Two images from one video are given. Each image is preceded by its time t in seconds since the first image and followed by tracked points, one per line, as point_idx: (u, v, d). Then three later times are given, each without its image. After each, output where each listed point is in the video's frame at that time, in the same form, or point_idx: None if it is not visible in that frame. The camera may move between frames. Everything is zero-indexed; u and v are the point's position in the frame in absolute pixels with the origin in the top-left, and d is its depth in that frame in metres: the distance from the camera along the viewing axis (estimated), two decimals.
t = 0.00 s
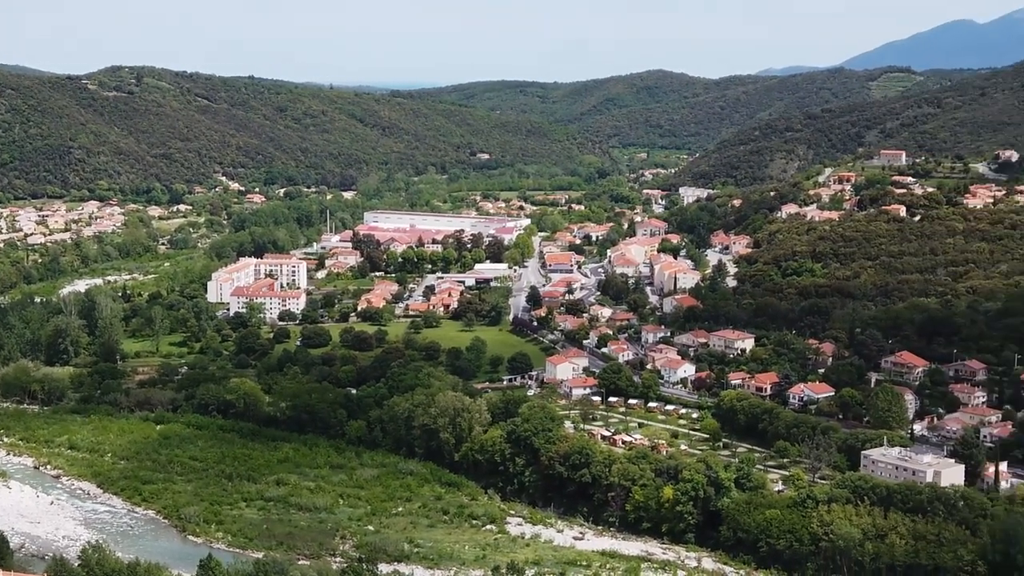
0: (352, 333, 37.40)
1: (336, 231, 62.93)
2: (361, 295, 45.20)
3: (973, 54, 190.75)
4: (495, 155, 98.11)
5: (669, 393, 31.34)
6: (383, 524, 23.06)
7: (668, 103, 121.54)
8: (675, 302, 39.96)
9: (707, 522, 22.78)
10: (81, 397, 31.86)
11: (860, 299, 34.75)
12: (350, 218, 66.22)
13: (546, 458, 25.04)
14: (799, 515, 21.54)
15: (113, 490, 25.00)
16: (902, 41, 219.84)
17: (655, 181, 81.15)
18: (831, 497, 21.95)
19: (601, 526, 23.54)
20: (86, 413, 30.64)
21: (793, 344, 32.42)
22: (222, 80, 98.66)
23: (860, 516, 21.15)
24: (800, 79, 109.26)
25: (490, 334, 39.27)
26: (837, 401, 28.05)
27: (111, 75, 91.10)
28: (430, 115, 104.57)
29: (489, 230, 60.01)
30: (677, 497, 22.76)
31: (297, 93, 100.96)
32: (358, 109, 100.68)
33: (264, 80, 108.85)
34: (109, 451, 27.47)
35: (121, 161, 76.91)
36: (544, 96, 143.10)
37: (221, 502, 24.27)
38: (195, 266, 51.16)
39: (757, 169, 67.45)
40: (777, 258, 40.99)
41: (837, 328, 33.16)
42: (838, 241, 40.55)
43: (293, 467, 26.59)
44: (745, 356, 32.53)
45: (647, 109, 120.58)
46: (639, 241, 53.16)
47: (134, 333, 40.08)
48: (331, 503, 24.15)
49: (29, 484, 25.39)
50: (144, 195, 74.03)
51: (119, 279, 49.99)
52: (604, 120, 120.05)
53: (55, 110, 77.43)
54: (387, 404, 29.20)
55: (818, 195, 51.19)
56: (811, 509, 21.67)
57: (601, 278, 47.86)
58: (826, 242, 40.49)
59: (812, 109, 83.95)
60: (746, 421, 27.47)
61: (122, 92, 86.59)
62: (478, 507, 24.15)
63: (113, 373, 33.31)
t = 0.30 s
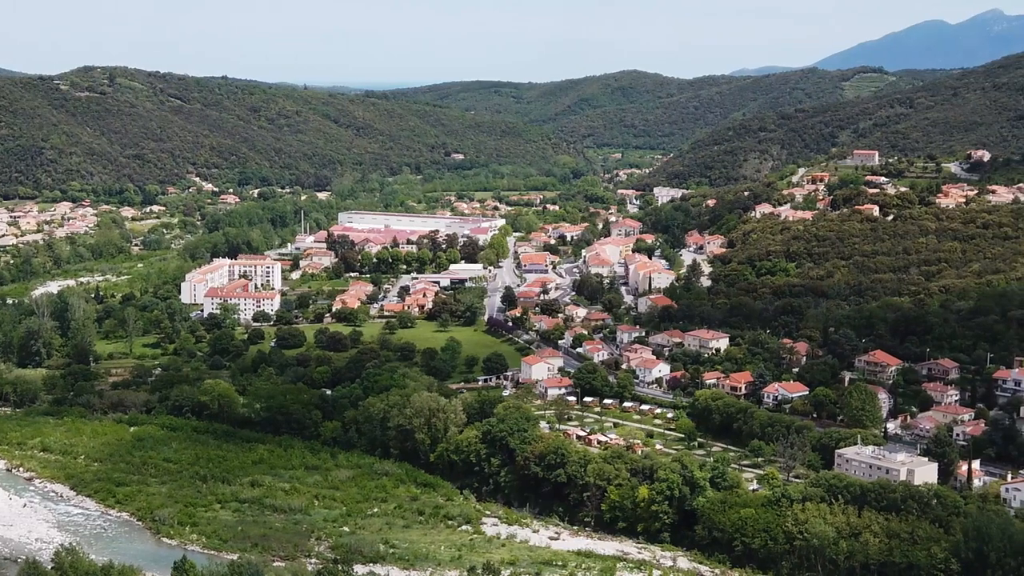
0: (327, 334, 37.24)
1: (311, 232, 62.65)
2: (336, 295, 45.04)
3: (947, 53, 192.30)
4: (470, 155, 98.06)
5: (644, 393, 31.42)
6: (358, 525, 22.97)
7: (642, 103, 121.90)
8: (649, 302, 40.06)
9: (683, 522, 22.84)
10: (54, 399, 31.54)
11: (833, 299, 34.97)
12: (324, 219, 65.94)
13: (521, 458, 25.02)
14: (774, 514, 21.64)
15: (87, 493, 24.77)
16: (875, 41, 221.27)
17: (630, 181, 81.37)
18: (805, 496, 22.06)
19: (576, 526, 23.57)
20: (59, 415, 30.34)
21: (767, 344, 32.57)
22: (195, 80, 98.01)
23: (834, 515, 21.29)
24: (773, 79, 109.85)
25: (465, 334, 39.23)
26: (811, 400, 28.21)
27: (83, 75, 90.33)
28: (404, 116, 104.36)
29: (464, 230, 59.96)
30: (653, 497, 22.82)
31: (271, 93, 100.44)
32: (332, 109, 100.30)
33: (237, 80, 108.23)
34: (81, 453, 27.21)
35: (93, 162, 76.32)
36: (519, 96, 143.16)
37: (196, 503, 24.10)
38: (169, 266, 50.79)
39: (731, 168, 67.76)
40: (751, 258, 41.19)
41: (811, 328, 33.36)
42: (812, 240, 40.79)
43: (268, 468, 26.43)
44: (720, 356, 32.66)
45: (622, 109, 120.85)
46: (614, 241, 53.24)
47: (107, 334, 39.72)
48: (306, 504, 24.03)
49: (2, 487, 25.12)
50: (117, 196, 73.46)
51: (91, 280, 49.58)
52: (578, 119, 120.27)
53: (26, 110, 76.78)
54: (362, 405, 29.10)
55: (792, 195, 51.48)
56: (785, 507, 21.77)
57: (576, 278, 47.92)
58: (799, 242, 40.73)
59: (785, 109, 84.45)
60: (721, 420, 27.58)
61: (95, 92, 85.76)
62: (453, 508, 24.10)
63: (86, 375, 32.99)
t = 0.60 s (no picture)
0: (301, 335, 37.05)
1: (285, 233, 62.36)
2: (310, 296, 44.85)
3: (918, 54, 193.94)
4: (444, 155, 97.98)
5: (619, 393, 31.47)
6: (333, 526, 22.86)
7: (617, 104, 122.21)
8: (624, 302, 40.14)
9: (657, 521, 22.88)
10: (25, 401, 31.19)
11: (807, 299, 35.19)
12: (298, 220, 65.64)
13: (496, 458, 24.99)
14: (748, 514, 21.73)
15: (59, 495, 24.52)
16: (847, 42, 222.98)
17: (604, 181, 81.55)
18: (779, 495, 22.17)
19: (551, 526, 23.58)
20: (30, 417, 30.01)
21: (741, 343, 32.72)
22: (167, 80, 97.28)
23: (808, 513, 21.40)
24: (747, 80, 110.43)
25: (439, 335, 39.15)
26: (785, 400, 28.37)
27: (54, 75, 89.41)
28: (378, 116, 104.07)
29: (438, 231, 59.84)
30: (627, 497, 22.87)
31: (244, 93, 99.86)
32: (306, 110, 99.87)
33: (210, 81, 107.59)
34: (53, 455, 26.93)
35: (64, 163, 75.61)
36: (493, 97, 143.19)
37: (169, 505, 23.90)
38: (141, 268, 50.38)
39: (705, 168, 68.08)
40: (725, 257, 41.37)
41: (784, 328, 33.54)
42: (785, 240, 41.03)
43: (243, 470, 26.26)
44: (695, 356, 32.78)
45: (596, 109, 121.05)
46: (589, 241, 53.32)
47: (79, 336, 39.34)
48: (281, 506, 23.89)
49: None
50: (89, 197, 72.83)
51: (63, 282, 49.10)
52: (552, 120, 120.35)
53: None
54: (336, 406, 28.97)
55: (765, 195, 51.76)
56: (759, 506, 21.86)
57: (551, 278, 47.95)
58: (773, 242, 40.96)
59: (758, 109, 84.93)
60: (695, 420, 27.67)
61: (66, 92, 84.94)
62: (428, 509, 24.02)
63: (58, 377, 32.64)
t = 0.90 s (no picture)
0: (271, 336, 36.81)
1: (256, 234, 61.99)
2: (280, 297, 44.59)
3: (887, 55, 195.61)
4: (415, 156, 97.79)
5: (591, 393, 31.52)
6: (304, 528, 22.73)
7: (588, 104, 122.47)
8: (595, 302, 40.19)
9: (629, 522, 22.93)
10: None
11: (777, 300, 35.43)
12: (268, 221, 65.25)
13: (468, 459, 24.94)
14: (719, 513, 21.82)
15: (27, 499, 24.23)
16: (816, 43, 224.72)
17: (575, 181, 81.68)
18: (751, 494, 22.26)
19: (523, 527, 23.57)
20: None
21: (712, 343, 32.85)
22: (136, 81, 96.39)
23: (779, 513, 21.51)
24: (717, 80, 111.04)
25: (411, 336, 39.05)
26: (756, 399, 28.51)
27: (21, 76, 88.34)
28: (349, 117, 103.68)
29: (409, 231, 59.69)
30: (599, 497, 22.89)
31: (214, 94, 99.15)
32: (276, 110, 99.32)
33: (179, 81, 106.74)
34: (21, 458, 26.59)
35: (32, 165, 74.76)
36: (464, 97, 143.09)
37: (139, 508, 23.68)
38: (110, 269, 49.91)
39: (676, 168, 68.34)
40: (695, 258, 41.54)
41: (755, 327, 33.71)
42: (755, 240, 41.25)
43: (213, 472, 26.05)
44: (666, 356, 32.88)
45: (567, 110, 121.21)
46: (560, 242, 53.39)
47: (47, 338, 38.88)
48: (251, 508, 23.71)
49: None
50: (57, 198, 72.05)
51: (31, 284, 48.52)
52: (524, 120, 120.35)
53: None
54: (307, 408, 28.80)
55: (735, 195, 52.03)
56: (730, 506, 21.95)
57: (522, 279, 47.95)
58: (743, 242, 41.17)
59: (729, 110, 85.39)
60: (666, 420, 27.76)
61: (33, 93, 83.95)
62: (399, 510, 23.93)
63: (26, 380, 32.24)
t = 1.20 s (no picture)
0: (238, 338, 36.51)
1: (221, 235, 61.51)
2: (246, 299, 44.25)
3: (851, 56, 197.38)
4: (382, 157, 97.47)
5: (558, 393, 31.54)
6: (271, 530, 22.57)
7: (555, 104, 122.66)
8: (562, 302, 40.23)
9: (597, 521, 22.97)
10: None
11: (743, 299, 35.62)
12: (234, 222, 64.76)
13: (436, 460, 24.88)
14: (686, 512, 21.91)
15: None
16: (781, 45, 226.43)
17: (542, 181, 81.77)
18: (718, 493, 22.38)
19: (491, 527, 23.56)
20: None
21: (679, 343, 32.99)
22: (100, 81, 95.26)
23: (746, 511, 21.64)
24: (683, 81, 111.64)
25: (378, 337, 38.89)
26: (722, 398, 28.65)
27: None
28: (315, 117, 103.12)
29: (376, 232, 59.45)
30: (567, 497, 22.90)
31: (179, 94, 98.24)
32: (242, 111, 98.59)
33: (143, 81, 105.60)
34: None
35: None
36: (430, 98, 142.78)
37: (104, 511, 23.40)
38: (74, 271, 49.30)
39: (642, 169, 68.57)
40: (662, 257, 41.69)
41: (721, 327, 33.88)
42: (722, 240, 41.47)
43: (179, 475, 25.81)
44: (633, 356, 32.97)
45: (534, 110, 121.33)
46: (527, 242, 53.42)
47: (10, 341, 38.32)
48: (218, 510, 23.51)
49: None
50: (20, 199, 71.10)
51: None
52: (491, 120, 120.29)
53: None
54: (274, 409, 28.60)
55: (701, 195, 52.30)
56: (698, 505, 22.05)
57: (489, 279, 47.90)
58: (710, 241, 41.38)
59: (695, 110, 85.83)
60: (634, 419, 27.84)
61: None
62: (367, 511, 23.82)
63: None
